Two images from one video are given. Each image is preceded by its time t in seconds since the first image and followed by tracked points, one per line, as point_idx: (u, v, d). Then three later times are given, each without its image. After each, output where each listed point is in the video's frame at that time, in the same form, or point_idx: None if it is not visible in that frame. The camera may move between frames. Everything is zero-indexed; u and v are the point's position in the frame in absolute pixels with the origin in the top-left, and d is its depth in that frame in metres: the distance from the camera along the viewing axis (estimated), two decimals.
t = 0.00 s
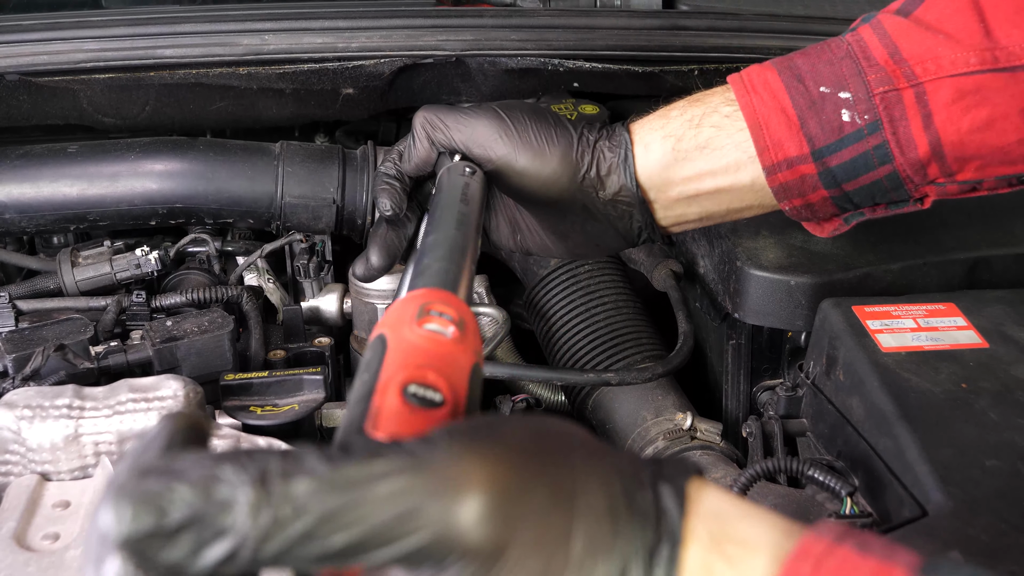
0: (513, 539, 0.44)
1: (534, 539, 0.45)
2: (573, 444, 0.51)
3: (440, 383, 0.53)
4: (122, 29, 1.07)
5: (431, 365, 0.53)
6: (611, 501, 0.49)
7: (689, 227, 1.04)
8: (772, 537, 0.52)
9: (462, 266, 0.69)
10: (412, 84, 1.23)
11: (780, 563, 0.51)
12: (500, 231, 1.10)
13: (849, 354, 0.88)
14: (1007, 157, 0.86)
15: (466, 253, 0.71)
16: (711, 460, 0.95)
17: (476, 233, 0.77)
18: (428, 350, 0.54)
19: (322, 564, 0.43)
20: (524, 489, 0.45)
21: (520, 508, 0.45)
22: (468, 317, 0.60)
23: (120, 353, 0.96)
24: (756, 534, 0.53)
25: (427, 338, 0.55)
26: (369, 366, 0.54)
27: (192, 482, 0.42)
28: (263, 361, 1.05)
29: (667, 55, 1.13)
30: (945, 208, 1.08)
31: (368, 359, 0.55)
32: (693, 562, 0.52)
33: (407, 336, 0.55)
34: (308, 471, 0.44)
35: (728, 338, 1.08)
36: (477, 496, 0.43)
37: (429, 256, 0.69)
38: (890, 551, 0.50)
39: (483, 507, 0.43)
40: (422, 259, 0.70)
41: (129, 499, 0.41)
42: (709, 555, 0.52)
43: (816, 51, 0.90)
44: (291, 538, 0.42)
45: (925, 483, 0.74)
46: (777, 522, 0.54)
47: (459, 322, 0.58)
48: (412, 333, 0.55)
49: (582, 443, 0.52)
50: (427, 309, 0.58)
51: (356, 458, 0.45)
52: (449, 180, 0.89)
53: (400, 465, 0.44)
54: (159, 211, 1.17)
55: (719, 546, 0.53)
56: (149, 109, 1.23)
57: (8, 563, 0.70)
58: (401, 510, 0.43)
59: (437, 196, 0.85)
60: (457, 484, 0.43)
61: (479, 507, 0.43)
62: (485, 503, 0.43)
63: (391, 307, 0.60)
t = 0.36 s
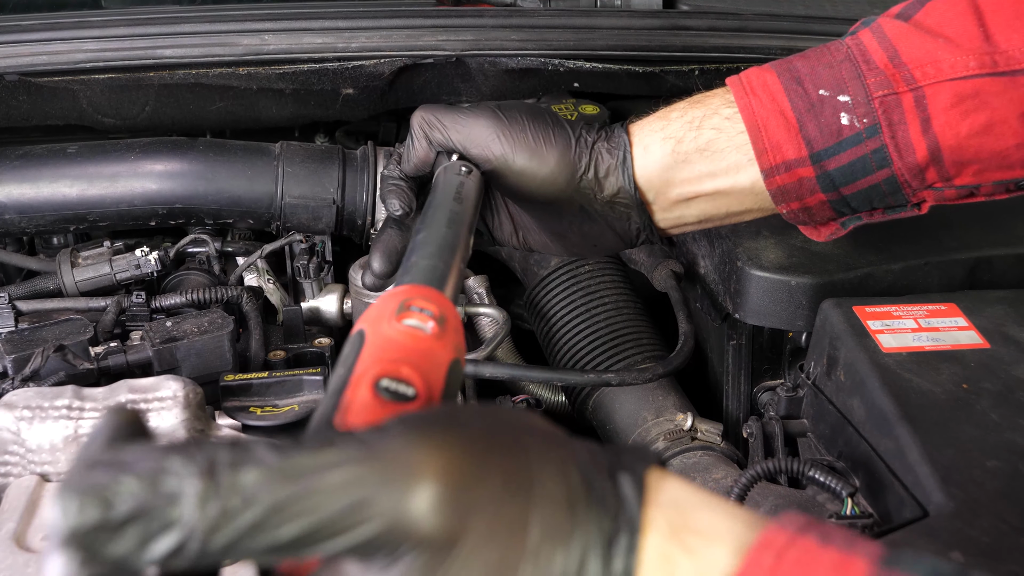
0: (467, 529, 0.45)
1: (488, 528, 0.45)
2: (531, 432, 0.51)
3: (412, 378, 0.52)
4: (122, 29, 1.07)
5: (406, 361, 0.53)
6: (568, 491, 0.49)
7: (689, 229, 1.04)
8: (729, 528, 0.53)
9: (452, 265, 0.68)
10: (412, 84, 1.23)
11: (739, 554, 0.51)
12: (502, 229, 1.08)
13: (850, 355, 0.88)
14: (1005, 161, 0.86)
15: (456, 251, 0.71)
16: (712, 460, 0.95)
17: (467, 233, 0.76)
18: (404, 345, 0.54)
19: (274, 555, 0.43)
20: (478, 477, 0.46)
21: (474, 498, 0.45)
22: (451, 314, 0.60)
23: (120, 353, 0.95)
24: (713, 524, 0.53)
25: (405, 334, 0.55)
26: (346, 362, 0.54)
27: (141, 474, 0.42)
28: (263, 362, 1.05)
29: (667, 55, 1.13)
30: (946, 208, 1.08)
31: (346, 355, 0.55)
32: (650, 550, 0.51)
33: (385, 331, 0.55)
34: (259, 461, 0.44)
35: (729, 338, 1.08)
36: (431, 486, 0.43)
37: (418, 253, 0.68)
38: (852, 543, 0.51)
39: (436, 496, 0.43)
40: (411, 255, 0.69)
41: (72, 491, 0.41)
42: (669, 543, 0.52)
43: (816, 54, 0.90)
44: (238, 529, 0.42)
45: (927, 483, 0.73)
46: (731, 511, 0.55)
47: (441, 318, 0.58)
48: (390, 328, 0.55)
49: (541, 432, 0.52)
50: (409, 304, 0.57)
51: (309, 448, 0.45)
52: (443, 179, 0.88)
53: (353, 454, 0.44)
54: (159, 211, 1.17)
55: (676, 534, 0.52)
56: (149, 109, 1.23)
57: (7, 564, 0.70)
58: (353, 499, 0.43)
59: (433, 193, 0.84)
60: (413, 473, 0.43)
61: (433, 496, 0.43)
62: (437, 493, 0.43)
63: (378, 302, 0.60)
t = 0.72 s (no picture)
0: (353, 507, 0.42)
1: (376, 507, 0.43)
2: (432, 410, 0.49)
3: (347, 361, 0.51)
4: (124, 31, 1.07)
5: (344, 345, 0.52)
6: (467, 471, 0.48)
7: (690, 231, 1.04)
8: (644, 513, 0.48)
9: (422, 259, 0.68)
10: (413, 86, 1.23)
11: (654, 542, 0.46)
12: (505, 233, 1.07)
13: (852, 357, 0.88)
14: (1008, 163, 0.85)
15: (430, 246, 0.71)
16: (713, 464, 0.95)
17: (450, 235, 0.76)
18: (344, 330, 0.53)
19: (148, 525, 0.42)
20: (368, 453, 0.44)
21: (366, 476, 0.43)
22: (404, 303, 0.60)
23: (120, 355, 0.95)
24: (624, 506, 0.49)
25: (348, 319, 0.54)
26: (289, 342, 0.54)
27: (16, 439, 0.41)
28: (264, 364, 1.05)
29: (668, 56, 1.12)
30: (948, 211, 1.07)
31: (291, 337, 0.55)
32: (558, 536, 0.49)
33: (329, 316, 0.54)
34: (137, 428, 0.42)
35: (730, 341, 1.08)
36: (313, 459, 0.41)
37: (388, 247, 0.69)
38: (774, 526, 0.45)
39: (320, 470, 0.41)
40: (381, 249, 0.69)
41: None
42: (575, 530, 0.49)
43: (817, 55, 0.90)
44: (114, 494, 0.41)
45: (929, 487, 0.73)
46: (657, 496, 0.49)
47: (391, 307, 0.57)
48: (334, 314, 0.54)
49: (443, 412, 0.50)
50: (359, 293, 0.57)
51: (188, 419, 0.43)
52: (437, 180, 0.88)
53: (232, 428, 0.42)
54: (159, 213, 1.17)
55: (585, 520, 0.49)
56: (150, 111, 1.23)
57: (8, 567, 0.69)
58: (227, 469, 0.41)
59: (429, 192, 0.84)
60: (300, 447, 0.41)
61: (315, 470, 0.41)
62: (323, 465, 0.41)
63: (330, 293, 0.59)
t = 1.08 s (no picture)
0: (379, 523, 0.42)
1: (404, 525, 0.43)
2: (456, 425, 0.49)
3: (369, 372, 0.50)
4: (125, 32, 1.07)
5: (365, 357, 0.52)
6: (492, 484, 0.47)
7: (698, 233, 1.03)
8: (679, 531, 0.48)
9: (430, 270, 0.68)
10: (415, 87, 1.22)
11: (694, 559, 0.46)
12: (511, 236, 1.07)
13: (856, 361, 0.88)
14: (1016, 162, 0.84)
15: (440, 253, 0.70)
16: (717, 467, 0.94)
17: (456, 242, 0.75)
18: (364, 342, 0.53)
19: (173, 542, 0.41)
20: (392, 466, 0.44)
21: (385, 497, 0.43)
22: (419, 313, 0.59)
23: (122, 358, 0.96)
24: (657, 522, 0.49)
25: (366, 331, 0.53)
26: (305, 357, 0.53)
27: (41, 452, 0.41)
28: (265, 367, 1.04)
29: (671, 58, 1.12)
30: (953, 213, 1.07)
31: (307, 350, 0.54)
32: (592, 554, 0.48)
33: (348, 326, 0.54)
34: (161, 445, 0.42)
35: (733, 343, 1.07)
36: (339, 474, 0.41)
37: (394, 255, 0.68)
38: (816, 547, 0.46)
39: (345, 485, 0.41)
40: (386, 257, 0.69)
41: None
42: (609, 547, 0.48)
43: (823, 54, 0.89)
44: (136, 512, 0.40)
45: (935, 492, 0.73)
46: (693, 514, 0.49)
47: (406, 316, 0.57)
48: (351, 324, 0.54)
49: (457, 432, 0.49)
50: (374, 304, 0.57)
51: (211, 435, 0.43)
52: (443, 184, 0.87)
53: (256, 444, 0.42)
54: (160, 214, 1.16)
55: (619, 537, 0.48)
56: (151, 112, 1.22)
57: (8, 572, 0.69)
58: (252, 485, 0.40)
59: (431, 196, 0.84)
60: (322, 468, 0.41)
61: (342, 485, 0.41)
62: (349, 483, 0.41)
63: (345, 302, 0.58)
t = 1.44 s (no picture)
0: None
1: None
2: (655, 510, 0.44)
3: (542, 478, 0.45)
4: (125, 31, 1.06)
5: (526, 456, 0.45)
6: None
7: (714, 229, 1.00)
8: None
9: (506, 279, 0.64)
10: (417, 87, 1.22)
11: None
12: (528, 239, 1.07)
13: (859, 363, 0.87)
14: None
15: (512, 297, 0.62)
16: (719, 469, 0.94)
17: (509, 236, 0.74)
18: (522, 435, 0.46)
19: None
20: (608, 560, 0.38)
21: None
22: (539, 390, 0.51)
23: (121, 359, 0.94)
24: None
25: (516, 421, 0.46)
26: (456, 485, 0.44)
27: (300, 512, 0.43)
28: (266, 367, 1.04)
29: (674, 58, 1.11)
30: (957, 214, 1.06)
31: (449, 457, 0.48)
32: None
33: (494, 416, 0.47)
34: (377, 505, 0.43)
35: (735, 345, 1.07)
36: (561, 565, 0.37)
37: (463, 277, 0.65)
38: None
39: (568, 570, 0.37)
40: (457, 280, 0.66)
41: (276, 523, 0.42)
42: None
43: (828, 42, 0.81)
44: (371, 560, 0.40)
45: (939, 495, 0.72)
46: None
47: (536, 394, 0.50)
48: (496, 417, 0.46)
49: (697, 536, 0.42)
50: (502, 384, 0.49)
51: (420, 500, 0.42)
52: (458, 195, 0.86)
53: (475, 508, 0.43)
54: (161, 214, 1.16)
55: None
56: (151, 111, 1.22)
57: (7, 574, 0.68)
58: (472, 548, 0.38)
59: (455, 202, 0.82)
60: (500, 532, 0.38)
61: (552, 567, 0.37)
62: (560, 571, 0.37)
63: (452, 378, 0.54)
